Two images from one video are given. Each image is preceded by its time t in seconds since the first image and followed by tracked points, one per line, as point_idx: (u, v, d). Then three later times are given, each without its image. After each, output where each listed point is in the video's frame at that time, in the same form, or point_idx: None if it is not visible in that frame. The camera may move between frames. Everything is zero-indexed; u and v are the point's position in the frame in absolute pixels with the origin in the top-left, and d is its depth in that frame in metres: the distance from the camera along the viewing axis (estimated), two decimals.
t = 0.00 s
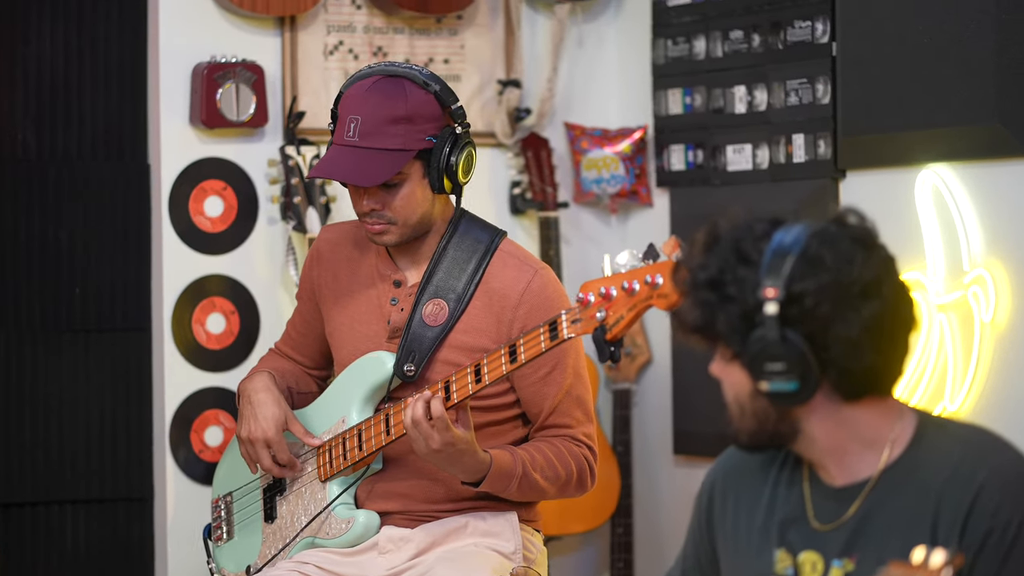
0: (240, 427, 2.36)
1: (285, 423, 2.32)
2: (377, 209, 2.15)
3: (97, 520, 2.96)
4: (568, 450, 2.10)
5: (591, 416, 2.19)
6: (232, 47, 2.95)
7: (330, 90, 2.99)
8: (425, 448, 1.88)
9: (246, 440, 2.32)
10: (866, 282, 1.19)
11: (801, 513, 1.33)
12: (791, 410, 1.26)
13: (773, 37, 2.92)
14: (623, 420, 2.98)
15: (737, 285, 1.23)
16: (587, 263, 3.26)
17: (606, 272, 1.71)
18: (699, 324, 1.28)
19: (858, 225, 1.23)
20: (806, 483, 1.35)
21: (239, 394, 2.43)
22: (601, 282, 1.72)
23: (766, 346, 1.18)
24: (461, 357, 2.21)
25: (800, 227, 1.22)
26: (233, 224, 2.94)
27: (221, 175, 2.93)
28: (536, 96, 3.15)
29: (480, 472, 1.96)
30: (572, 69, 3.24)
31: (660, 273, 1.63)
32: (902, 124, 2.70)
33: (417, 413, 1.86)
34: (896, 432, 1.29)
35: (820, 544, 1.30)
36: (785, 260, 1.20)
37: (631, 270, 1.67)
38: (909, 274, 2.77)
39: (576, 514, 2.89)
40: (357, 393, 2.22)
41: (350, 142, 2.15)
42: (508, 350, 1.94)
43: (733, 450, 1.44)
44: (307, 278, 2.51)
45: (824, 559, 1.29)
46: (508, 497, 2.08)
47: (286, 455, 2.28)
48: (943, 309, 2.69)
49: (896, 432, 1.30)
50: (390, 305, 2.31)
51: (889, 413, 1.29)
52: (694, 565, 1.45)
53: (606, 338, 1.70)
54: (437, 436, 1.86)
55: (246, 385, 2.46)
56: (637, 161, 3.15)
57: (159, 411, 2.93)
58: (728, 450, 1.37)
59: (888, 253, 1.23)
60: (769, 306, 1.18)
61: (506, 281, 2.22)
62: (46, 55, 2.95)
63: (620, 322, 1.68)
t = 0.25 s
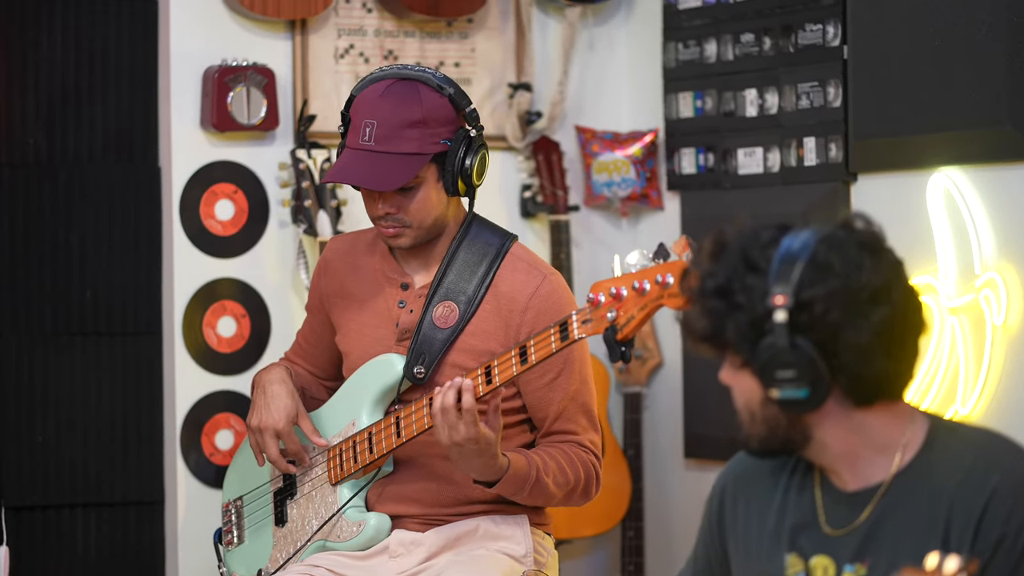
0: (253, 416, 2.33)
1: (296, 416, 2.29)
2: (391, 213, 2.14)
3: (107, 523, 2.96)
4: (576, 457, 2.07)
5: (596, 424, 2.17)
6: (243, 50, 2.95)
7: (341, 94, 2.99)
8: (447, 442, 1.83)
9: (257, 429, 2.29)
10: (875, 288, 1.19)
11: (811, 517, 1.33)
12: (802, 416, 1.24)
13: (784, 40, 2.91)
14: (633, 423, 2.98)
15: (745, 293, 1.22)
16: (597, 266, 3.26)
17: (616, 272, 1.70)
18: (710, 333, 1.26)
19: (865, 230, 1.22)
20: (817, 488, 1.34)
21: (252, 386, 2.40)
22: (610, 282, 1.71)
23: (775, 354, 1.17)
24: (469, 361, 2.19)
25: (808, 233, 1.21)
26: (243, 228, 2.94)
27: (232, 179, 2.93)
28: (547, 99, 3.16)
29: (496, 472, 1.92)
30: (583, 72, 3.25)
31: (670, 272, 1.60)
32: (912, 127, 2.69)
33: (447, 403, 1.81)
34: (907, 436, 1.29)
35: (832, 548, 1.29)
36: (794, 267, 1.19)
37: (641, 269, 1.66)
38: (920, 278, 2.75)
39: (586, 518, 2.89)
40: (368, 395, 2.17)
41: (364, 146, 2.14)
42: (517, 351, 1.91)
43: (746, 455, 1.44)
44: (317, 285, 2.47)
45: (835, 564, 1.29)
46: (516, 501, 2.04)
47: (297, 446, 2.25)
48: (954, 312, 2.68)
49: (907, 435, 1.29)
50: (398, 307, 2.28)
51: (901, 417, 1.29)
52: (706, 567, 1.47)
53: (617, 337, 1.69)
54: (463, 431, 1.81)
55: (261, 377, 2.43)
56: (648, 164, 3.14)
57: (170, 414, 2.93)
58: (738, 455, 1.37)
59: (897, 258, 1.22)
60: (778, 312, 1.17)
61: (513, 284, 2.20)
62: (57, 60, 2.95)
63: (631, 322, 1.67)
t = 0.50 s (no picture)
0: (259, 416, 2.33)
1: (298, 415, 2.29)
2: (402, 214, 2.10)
3: (118, 524, 2.96)
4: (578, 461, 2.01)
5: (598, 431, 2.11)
6: (254, 53, 2.95)
7: (352, 95, 2.99)
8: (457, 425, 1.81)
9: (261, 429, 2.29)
10: (890, 287, 1.15)
11: (824, 519, 1.29)
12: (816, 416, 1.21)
13: (795, 42, 2.91)
14: (644, 426, 2.97)
15: (760, 293, 1.18)
16: (607, 268, 3.26)
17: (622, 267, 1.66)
18: (723, 333, 1.23)
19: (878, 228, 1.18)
20: (830, 490, 1.31)
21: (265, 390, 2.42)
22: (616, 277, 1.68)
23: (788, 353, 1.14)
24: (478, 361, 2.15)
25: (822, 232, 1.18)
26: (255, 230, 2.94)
27: (242, 181, 2.93)
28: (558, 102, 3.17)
29: (502, 468, 1.87)
30: (594, 74, 3.25)
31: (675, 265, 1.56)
32: (924, 128, 2.68)
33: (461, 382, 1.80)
34: (921, 436, 1.25)
35: (845, 550, 1.26)
36: (808, 266, 1.15)
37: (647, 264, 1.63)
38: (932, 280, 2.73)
39: (597, 521, 2.89)
40: (376, 395, 2.16)
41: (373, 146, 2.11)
42: (525, 349, 1.85)
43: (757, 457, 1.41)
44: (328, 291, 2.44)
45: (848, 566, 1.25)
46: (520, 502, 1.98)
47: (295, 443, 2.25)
48: (966, 314, 2.66)
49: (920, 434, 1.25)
50: (406, 309, 2.25)
51: (913, 419, 1.25)
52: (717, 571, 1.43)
53: (622, 332, 1.66)
54: (474, 414, 1.79)
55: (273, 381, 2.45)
56: (659, 167, 3.14)
57: (181, 417, 2.94)
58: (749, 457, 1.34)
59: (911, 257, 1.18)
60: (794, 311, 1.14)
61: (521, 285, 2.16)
62: (68, 62, 2.95)
63: (636, 317, 1.64)
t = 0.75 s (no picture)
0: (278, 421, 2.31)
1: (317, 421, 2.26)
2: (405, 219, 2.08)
3: (128, 527, 2.96)
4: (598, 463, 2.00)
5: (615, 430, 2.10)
6: (265, 55, 2.95)
7: (362, 98, 2.99)
8: (480, 436, 1.80)
9: (280, 433, 2.26)
10: (901, 294, 1.14)
11: (834, 524, 1.30)
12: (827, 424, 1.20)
13: (806, 44, 2.90)
14: (654, 429, 2.97)
15: (771, 299, 1.17)
16: (618, 271, 3.26)
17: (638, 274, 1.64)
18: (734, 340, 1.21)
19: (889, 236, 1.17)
20: (840, 496, 1.30)
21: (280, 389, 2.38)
22: (632, 285, 1.65)
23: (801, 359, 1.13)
24: (489, 365, 2.12)
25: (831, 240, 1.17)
26: (266, 231, 2.95)
27: (253, 184, 2.93)
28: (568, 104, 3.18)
29: (529, 476, 1.87)
30: (605, 76, 3.25)
31: (690, 274, 1.55)
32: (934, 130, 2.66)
33: (479, 396, 1.79)
34: (931, 443, 1.25)
35: (855, 556, 1.26)
36: (820, 273, 1.14)
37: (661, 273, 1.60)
38: (943, 283, 2.71)
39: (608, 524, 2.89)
40: (388, 399, 2.12)
41: (377, 154, 2.09)
42: (539, 356, 1.84)
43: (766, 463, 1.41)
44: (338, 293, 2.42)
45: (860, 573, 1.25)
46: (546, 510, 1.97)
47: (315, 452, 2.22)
48: (977, 317, 2.64)
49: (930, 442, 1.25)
50: (418, 313, 2.23)
51: (923, 424, 1.25)
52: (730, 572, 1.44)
53: (640, 340, 1.64)
54: (496, 424, 1.78)
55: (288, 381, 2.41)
56: (670, 169, 3.14)
57: (191, 420, 2.94)
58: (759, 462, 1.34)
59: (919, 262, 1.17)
60: (806, 318, 1.13)
61: (531, 288, 2.13)
62: (79, 63, 2.95)
63: (654, 325, 1.61)
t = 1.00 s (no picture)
0: (291, 424, 2.26)
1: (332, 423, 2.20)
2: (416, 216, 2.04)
3: (140, 528, 2.96)
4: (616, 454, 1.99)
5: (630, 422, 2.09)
6: (276, 56, 2.95)
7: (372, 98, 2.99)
8: (495, 437, 1.77)
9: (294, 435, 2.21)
10: (918, 288, 1.13)
11: (843, 523, 1.28)
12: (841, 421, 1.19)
13: (817, 45, 2.90)
14: (665, 429, 2.97)
15: (785, 296, 1.16)
16: (628, 271, 3.27)
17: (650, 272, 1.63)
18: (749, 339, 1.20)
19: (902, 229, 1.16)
20: (851, 496, 1.28)
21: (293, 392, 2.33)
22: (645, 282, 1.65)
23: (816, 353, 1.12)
24: (500, 364, 2.08)
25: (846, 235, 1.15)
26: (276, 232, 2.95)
27: (263, 184, 2.93)
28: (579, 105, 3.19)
29: (546, 475, 1.85)
30: (616, 78, 3.26)
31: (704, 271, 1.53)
32: (943, 132, 2.65)
33: (490, 398, 1.77)
34: (945, 440, 1.22)
35: (866, 555, 1.24)
36: (834, 269, 1.13)
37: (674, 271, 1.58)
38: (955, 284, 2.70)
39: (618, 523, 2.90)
40: (401, 400, 2.08)
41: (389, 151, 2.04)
42: (552, 353, 1.82)
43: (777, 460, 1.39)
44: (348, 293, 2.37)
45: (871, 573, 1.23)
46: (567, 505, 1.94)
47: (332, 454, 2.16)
48: (989, 318, 2.62)
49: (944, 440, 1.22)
50: (427, 313, 2.18)
51: (937, 422, 1.22)
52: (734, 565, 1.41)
53: (653, 338, 1.62)
54: (509, 424, 1.76)
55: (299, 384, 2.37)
56: (680, 170, 3.15)
57: (202, 421, 2.95)
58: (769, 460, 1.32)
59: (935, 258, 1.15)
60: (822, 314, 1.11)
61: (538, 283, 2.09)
62: (89, 65, 2.95)
63: (666, 323, 1.60)
